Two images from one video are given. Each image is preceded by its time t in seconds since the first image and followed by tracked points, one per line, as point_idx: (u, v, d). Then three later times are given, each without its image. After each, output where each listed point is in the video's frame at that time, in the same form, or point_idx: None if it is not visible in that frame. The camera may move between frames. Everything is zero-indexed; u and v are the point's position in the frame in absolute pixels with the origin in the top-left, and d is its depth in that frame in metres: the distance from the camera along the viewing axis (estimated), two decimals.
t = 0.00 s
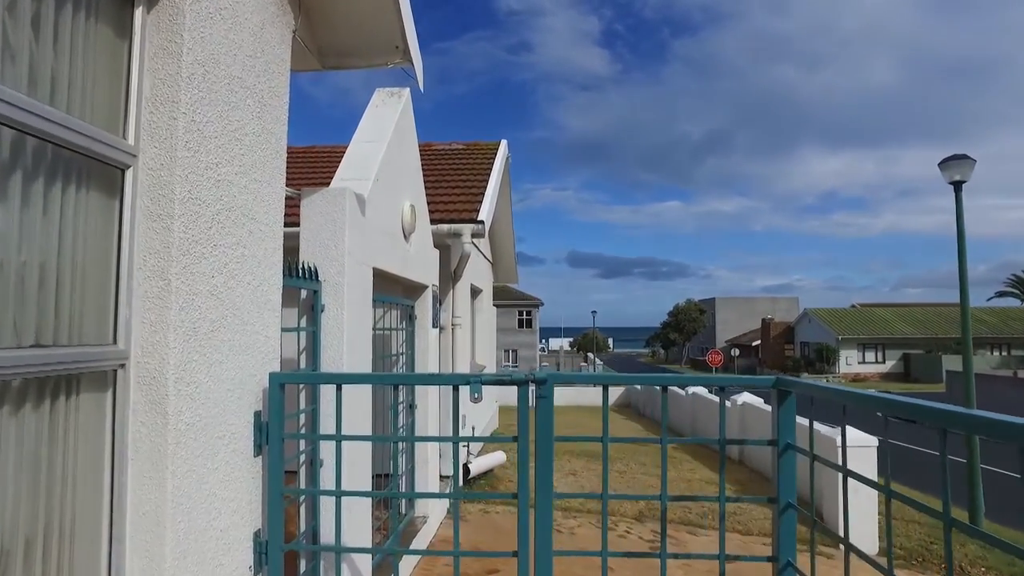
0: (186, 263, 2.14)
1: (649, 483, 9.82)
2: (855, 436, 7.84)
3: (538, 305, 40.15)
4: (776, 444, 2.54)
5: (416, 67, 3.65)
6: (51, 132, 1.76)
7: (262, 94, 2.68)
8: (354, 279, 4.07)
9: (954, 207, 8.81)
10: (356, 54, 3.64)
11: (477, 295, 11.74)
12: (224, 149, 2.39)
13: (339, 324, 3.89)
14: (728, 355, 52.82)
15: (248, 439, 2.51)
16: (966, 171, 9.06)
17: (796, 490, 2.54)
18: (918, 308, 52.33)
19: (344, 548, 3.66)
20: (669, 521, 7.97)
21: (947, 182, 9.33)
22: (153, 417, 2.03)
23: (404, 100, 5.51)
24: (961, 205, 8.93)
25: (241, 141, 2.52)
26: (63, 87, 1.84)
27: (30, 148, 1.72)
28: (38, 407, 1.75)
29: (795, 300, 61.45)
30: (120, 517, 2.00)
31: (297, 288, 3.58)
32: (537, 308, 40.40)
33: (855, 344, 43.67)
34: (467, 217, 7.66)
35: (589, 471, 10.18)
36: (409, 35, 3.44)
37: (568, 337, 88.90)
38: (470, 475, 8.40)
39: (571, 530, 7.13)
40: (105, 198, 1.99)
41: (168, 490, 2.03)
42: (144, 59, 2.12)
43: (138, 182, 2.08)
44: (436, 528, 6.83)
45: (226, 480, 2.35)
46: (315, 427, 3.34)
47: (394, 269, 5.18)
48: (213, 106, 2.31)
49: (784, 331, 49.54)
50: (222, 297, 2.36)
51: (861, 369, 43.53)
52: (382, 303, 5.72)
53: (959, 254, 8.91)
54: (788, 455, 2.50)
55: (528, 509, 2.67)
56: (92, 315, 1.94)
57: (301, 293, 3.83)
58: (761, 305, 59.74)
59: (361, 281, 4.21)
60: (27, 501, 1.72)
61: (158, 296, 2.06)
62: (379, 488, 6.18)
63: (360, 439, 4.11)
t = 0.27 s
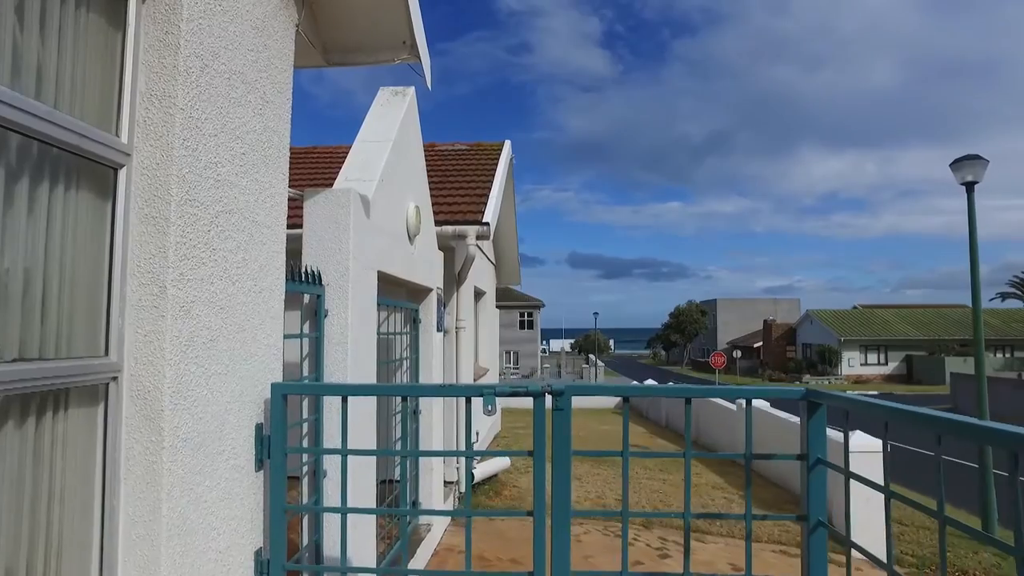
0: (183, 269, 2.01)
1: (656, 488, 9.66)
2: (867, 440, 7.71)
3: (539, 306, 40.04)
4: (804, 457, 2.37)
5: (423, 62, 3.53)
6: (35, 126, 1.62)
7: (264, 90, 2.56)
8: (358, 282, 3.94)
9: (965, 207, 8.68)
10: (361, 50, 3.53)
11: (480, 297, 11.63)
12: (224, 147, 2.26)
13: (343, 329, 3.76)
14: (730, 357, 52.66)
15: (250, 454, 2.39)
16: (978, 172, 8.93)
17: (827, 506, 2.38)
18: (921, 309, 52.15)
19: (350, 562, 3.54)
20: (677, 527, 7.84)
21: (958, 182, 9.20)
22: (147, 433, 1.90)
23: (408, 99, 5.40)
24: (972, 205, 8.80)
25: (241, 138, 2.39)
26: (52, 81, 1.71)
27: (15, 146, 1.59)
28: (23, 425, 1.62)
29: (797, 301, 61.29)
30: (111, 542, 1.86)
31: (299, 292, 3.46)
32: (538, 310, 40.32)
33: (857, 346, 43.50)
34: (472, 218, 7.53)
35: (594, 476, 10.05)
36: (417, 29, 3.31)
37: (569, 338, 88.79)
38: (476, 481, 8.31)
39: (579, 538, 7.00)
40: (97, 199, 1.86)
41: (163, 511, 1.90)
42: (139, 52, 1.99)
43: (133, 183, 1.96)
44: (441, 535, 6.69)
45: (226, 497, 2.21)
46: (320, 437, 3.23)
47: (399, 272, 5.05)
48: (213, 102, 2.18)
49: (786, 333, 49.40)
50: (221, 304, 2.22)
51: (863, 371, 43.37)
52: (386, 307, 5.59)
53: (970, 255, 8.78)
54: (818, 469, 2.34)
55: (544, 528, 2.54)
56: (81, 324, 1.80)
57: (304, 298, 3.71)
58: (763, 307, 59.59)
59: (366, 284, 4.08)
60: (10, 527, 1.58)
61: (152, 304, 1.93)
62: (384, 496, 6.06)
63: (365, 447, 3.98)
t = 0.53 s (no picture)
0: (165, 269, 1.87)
1: (657, 491, 9.54)
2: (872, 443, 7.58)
3: (538, 307, 39.98)
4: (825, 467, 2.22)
5: (422, 54, 3.39)
6: (2, 114, 1.49)
7: (254, 81, 2.43)
8: (354, 283, 3.81)
9: (971, 207, 8.57)
10: (357, 42, 3.40)
11: (480, 298, 11.50)
12: (211, 140, 2.13)
13: (338, 331, 3.63)
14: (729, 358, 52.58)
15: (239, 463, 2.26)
16: (983, 171, 8.83)
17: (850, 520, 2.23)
18: (919, 310, 52.11)
19: (345, 573, 3.40)
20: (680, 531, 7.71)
21: (963, 182, 9.10)
22: (125, 444, 1.76)
23: (406, 96, 5.27)
24: (978, 205, 8.69)
25: (230, 131, 2.26)
26: (21, 65, 1.57)
27: None
28: None
29: (796, 302, 61.22)
30: (85, 562, 1.72)
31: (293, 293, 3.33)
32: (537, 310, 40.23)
33: (856, 346, 43.42)
34: (472, 218, 7.40)
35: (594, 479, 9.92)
36: (416, 19, 3.18)
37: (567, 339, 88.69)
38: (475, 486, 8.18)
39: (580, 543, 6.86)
40: (71, 194, 1.73)
41: (141, 528, 1.75)
42: (119, 36, 1.86)
43: (111, 177, 1.82)
44: (440, 541, 6.55)
45: (211, 511, 2.07)
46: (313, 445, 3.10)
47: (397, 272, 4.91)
48: (199, 92, 2.05)
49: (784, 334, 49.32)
50: (207, 306, 2.09)
51: (862, 371, 43.30)
52: (383, 308, 5.46)
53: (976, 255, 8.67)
54: (840, 480, 2.19)
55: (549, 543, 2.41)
56: (54, 329, 1.67)
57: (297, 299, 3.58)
58: (761, 307, 59.52)
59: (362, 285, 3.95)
60: None
61: (131, 306, 1.80)
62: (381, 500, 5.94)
63: (361, 453, 3.85)
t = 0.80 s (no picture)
0: (128, 269, 1.71)
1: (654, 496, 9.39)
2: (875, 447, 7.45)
3: (534, 308, 39.85)
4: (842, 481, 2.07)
5: (413, 44, 3.24)
6: None
7: (232, 68, 2.26)
8: (343, 285, 3.64)
9: (972, 207, 8.46)
10: (345, 31, 3.27)
11: (475, 300, 11.34)
12: (183, 129, 1.96)
13: (325, 335, 3.47)
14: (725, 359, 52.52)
15: (214, 478, 2.10)
16: (984, 172, 8.72)
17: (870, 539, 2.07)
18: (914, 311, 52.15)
19: None
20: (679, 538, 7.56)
21: (964, 182, 8.99)
22: (80, 462, 1.59)
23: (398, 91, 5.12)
24: (979, 206, 8.58)
25: (206, 121, 2.09)
26: None
27: None
28: None
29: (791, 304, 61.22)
30: None
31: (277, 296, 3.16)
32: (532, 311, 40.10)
33: (852, 348, 43.40)
34: (466, 218, 7.24)
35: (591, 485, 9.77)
36: (407, 7, 3.02)
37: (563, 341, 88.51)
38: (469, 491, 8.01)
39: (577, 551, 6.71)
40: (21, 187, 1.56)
41: (97, 555, 1.59)
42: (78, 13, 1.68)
43: (68, 168, 1.65)
44: (433, 549, 6.39)
45: (179, 532, 1.90)
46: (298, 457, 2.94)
47: (388, 273, 4.75)
48: (169, 76, 1.88)
49: (780, 335, 49.23)
50: (176, 309, 1.92)
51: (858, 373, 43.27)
52: (374, 310, 5.30)
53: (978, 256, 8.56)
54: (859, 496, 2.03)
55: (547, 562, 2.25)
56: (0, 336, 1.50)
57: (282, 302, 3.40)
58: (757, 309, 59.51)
59: (351, 286, 3.80)
60: None
61: (89, 311, 1.63)
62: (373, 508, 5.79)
63: (350, 462, 3.69)
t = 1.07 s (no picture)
0: (77, 273, 1.53)
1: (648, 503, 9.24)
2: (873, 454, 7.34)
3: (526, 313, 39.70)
4: (860, 502, 1.92)
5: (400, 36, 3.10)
6: None
7: (202, 55, 2.10)
8: (326, 289, 3.48)
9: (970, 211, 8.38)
10: (328, 23, 3.22)
11: (467, 304, 11.18)
12: (145, 119, 1.79)
13: (307, 341, 3.31)
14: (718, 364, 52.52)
15: (178, 498, 1.93)
16: (981, 175, 8.64)
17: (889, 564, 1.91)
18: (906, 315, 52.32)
19: None
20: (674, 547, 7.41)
21: (961, 186, 8.90)
22: (19, 488, 1.42)
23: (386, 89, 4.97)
24: (976, 209, 8.50)
25: (172, 111, 1.92)
26: None
27: None
28: None
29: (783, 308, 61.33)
30: None
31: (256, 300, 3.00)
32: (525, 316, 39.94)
33: (845, 352, 43.45)
34: (457, 220, 7.09)
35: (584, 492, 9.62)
36: None
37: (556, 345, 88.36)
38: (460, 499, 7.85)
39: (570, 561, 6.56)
40: None
41: None
42: None
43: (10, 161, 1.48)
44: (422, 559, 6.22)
45: (137, 560, 1.73)
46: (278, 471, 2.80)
47: (374, 277, 4.59)
48: (127, 61, 1.71)
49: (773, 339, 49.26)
50: (135, 315, 1.75)
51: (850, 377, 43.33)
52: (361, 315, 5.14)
53: (975, 261, 8.48)
54: (878, 516, 1.89)
55: None
56: None
57: (261, 307, 3.24)
58: (750, 313, 59.58)
59: (335, 290, 3.63)
60: None
61: (32, 320, 1.46)
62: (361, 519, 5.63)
63: (334, 474, 3.53)
